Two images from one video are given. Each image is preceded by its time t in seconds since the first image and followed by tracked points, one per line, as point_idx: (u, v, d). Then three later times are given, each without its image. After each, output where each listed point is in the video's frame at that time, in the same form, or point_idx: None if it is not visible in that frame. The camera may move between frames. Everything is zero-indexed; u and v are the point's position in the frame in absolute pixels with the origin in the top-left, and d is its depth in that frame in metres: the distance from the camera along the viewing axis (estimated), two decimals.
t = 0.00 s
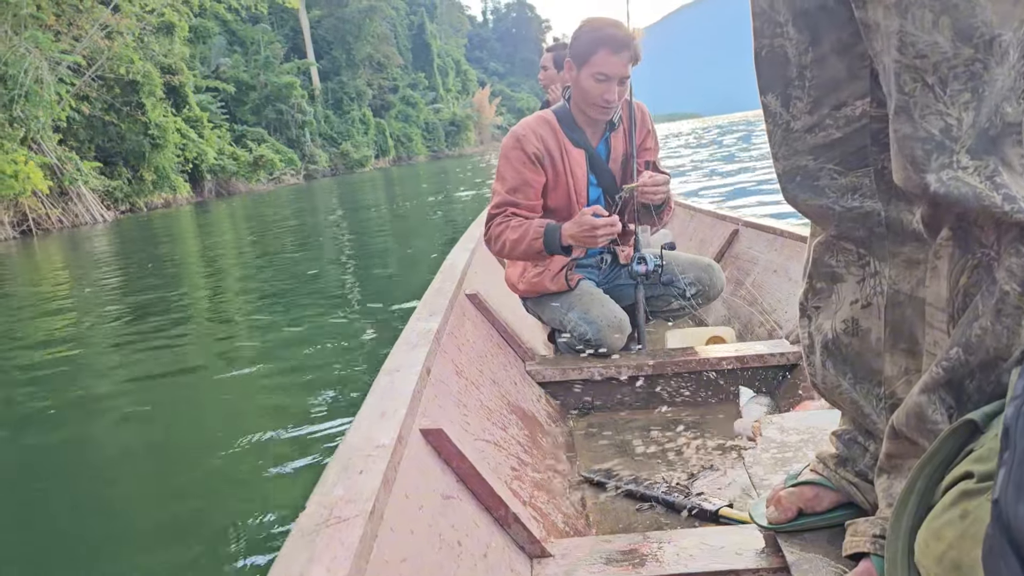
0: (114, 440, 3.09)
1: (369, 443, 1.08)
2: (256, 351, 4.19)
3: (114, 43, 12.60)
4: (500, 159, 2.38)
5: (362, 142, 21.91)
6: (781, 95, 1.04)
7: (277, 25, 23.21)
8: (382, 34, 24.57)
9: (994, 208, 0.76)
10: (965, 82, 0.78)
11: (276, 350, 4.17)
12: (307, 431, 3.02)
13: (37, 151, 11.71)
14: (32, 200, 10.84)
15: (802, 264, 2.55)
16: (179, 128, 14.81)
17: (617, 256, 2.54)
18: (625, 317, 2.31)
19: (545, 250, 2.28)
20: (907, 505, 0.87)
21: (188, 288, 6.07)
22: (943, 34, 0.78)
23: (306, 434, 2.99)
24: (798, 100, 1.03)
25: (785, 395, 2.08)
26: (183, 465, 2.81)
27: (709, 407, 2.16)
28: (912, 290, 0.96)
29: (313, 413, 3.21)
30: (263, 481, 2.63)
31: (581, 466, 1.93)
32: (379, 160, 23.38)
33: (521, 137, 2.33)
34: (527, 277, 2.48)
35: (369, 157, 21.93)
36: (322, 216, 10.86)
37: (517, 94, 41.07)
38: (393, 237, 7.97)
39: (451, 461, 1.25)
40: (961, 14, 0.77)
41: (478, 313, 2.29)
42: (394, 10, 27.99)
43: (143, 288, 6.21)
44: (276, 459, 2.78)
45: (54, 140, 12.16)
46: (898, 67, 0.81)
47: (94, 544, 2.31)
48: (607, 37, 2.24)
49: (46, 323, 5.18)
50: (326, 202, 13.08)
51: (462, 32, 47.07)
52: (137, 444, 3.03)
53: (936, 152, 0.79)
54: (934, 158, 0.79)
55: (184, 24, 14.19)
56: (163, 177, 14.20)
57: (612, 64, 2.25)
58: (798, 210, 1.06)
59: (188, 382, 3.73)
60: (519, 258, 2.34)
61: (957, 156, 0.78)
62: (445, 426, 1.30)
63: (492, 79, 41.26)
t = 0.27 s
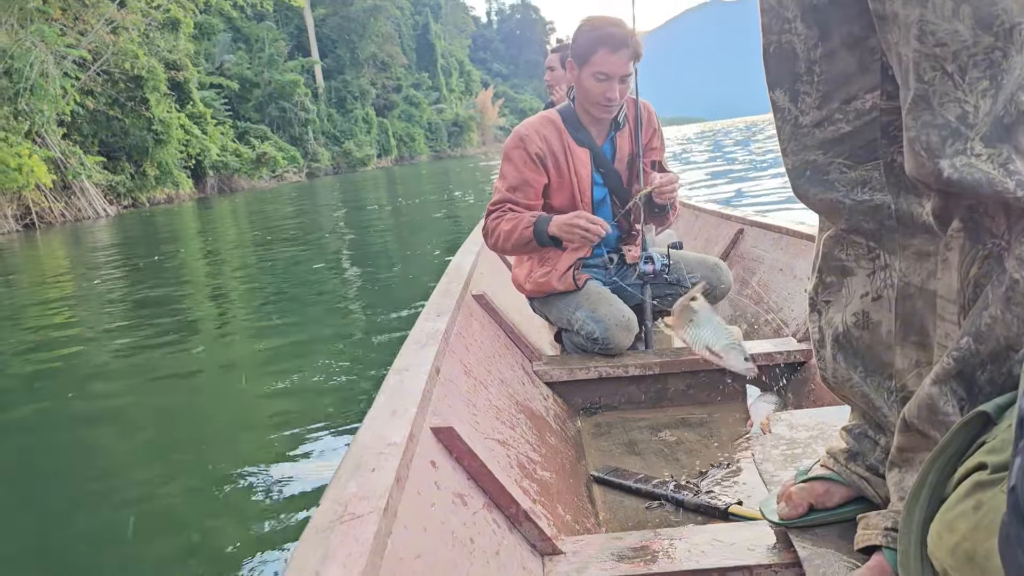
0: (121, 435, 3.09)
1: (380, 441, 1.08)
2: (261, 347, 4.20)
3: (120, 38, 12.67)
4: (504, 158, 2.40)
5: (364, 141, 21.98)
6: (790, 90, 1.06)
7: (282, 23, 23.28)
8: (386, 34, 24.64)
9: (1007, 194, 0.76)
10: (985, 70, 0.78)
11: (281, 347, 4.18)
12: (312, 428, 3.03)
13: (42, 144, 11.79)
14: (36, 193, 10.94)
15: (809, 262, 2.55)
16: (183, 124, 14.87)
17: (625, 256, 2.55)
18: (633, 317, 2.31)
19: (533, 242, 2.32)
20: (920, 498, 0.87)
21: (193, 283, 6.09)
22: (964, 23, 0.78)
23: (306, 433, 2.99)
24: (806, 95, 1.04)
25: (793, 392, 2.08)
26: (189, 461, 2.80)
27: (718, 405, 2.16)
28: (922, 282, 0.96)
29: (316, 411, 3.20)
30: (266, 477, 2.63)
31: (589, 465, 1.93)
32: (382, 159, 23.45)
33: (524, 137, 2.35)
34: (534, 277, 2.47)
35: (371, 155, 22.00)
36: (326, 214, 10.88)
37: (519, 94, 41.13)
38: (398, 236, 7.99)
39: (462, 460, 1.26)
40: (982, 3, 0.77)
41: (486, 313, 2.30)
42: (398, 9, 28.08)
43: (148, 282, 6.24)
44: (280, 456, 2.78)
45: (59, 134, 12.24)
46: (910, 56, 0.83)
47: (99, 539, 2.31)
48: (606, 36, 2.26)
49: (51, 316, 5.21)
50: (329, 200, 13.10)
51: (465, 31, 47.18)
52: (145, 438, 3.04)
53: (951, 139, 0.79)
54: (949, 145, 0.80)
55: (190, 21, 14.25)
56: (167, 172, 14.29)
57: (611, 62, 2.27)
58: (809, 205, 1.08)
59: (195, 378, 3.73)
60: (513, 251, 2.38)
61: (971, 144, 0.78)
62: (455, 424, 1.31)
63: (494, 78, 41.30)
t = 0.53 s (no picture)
0: (122, 429, 3.08)
1: (387, 438, 1.09)
2: (264, 344, 4.21)
3: (124, 31, 12.67)
4: (507, 156, 2.43)
5: (366, 139, 22.01)
6: (795, 88, 1.06)
7: (285, 20, 23.31)
8: (389, 33, 24.68)
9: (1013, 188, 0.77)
10: (992, 65, 0.79)
11: (283, 344, 4.18)
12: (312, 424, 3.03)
13: (44, 136, 11.81)
14: (38, 185, 10.98)
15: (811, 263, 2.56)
16: (185, 119, 14.89)
17: (629, 256, 2.57)
18: (637, 317, 2.32)
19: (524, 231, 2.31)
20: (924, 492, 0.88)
21: (194, 278, 6.09)
22: (972, 18, 0.79)
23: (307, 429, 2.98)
24: (811, 92, 1.05)
25: (796, 392, 2.09)
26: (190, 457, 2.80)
27: (721, 404, 2.17)
28: (928, 279, 0.97)
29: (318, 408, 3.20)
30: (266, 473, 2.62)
31: (593, 465, 1.93)
32: (383, 157, 23.48)
33: (527, 134, 2.37)
34: (538, 277, 2.48)
35: (373, 153, 22.03)
36: (327, 211, 10.88)
37: (521, 94, 41.18)
38: (400, 234, 8.00)
39: (468, 456, 1.27)
40: None
41: (490, 313, 2.30)
42: (401, 8, 28.13)
43: (148, 276, 6.25)
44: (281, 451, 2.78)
45: (61, 126, 12.26)
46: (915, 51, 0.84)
47: (102, 533, 2.31)
48: (610, 37, 2.26)
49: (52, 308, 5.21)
50: (330, 198, 13.11)
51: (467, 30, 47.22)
52: (146, 434, 3.03)
53: (958, 133, 0.80)
54: (956, 140, 0.80)
55: (194, 16, 14.27)
56: (168, 166, 14.38)
57: (616, 63, 2.28)
58: (813, 203, 1.08)
59: (197, 373, 3.73)
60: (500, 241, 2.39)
61: (978, 139, 0.79)
62: (461, 422, 1.32)
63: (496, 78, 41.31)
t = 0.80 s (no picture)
0: (119, 422, 3.08)
1: (387, 432, 1.08)
2: (260, 340, 4.20)
3: (124, 26, 12.64)
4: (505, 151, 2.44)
5: (364, 137, 21.99)
6: (800, 85, 1.06)
7: (285, 17, 23.27)
8: (389, 31, 24.66)
9: (1018, 186, 0.77)
10: (1001, 61, 0.79)
11: (280, 340, 4.18)
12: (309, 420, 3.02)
13: (43, 129, 11.78)
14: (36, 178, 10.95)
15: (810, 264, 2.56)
16: (184, 115, 14.88)
17: (627, 255, 2.56)
18: (635, 316, 2.32)
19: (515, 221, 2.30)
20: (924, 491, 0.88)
21: (191, 273, 6.07)
22: (981, 14, 0.79)
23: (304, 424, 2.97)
24: (816, 90, 1.05)
25: (794, 393, 2.09)
26: (187, 452, 2.78)
27: (719, 404, 2.17)
28: (930, 277, 0.96)
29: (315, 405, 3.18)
30: (264, 467, 2.62)
31: (590, 463, 1.93)
32: (380, 156, 23.47)
33: (525, 130, 2.38)
34: (536, 275, 2.47)
35: (371, 152, 22.01)
36: (324, 208, 10.86)
37: (520, 94, 41.21)
38: (397, 233, 8.00)
39: (467, 452, 1.26)
40: None
41: (488, 312, 2.30)
42: (401, 6, 28.11)
43: (146, 270, 6.24)
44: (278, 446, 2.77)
45: (60, 120, 12.23)
46: (923, 47, 0.84)
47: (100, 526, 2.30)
48: (608, 35, 2.27)
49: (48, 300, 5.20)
50: (328, 196, 13.09)
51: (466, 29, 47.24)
52: (142, 429, 3.00)
53: (964, 130, 0.80)
54: (962, 136, 0.81)
55: (194, 12, 14.25)
56: (166, 162, 14.42)
57: (614, 62, 2.28)
58: (817, 200, 1.08)
59: (193, 368, 3.72)
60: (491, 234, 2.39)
61: (984, 136, 0.79)
62: (460, 418, 1.31)
63: (495, 78, 41.28)
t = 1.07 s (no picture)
0: (114, 417, 3.07)
1: (381, 429, 1.08)
2: (256, 337, 4.19)
3: (124, 21, 12.62)
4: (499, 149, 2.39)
5: (362, 136, 21.97)
6: (801, 87, 1.06)
7: (284, 15, 23.24)
8: (388, 29, 24.64)
9: (1019, 188, 0.77)
10: (1006, 63, 0.79)
11: (277, 338, 4.16)
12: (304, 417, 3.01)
13: (41, 124, 11.75)
14: (34, 172, 10.92)
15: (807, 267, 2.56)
16: (182, 111, 14.86)
17: (624, 255, 2.54)
18: (631, 316, 2.31)
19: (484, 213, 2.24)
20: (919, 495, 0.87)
21: (187, 270, 6.05)
22: (986, 16, 0.79)
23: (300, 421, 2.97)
24: (818, 91, 1.05)
25: (789, 395, 2.09)
26: (179, 450, 2.76)
27: (714, 406, 2.17)
28: (929, 280, 0.96)
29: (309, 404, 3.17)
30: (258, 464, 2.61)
31: (584, 463, 1.93)
32: (378, 154, 23.44)
33: (520, 130, 2.33)
34: (532, 276, 2.46)
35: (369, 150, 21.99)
36: (321, 207, 10.85)
37: (519, 95, 41.21)
38: (395, 232, 7.99)
39: (461, 450, 1.25)
40: None
41: (483, 310, 2.29)
42: (401, 5, 28.10)
43: (142, 266, 6.22)
44: (272, 442, 2.77)
45: (58, 114, 12.20)
46: (926, 48, 0.84)
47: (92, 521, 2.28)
48: (609, 36, 2.26)
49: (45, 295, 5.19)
50: (326, 194, 13.09)
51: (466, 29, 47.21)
52: (133, 426, 2.98)
53: (968, 132, 0.80)
54: (964, 138, 0.81)
55: (193, 9, 14.23)
56: (164, 158, 14.35)
57: (614, 63, 2.27)
58: (817, 202, 1.08)
59: (189, 363, 3.70)
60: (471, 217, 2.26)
61: (987, 138, 0.79)
62: (454, 415, 1.30)
63: (494, 79, 41.27)
